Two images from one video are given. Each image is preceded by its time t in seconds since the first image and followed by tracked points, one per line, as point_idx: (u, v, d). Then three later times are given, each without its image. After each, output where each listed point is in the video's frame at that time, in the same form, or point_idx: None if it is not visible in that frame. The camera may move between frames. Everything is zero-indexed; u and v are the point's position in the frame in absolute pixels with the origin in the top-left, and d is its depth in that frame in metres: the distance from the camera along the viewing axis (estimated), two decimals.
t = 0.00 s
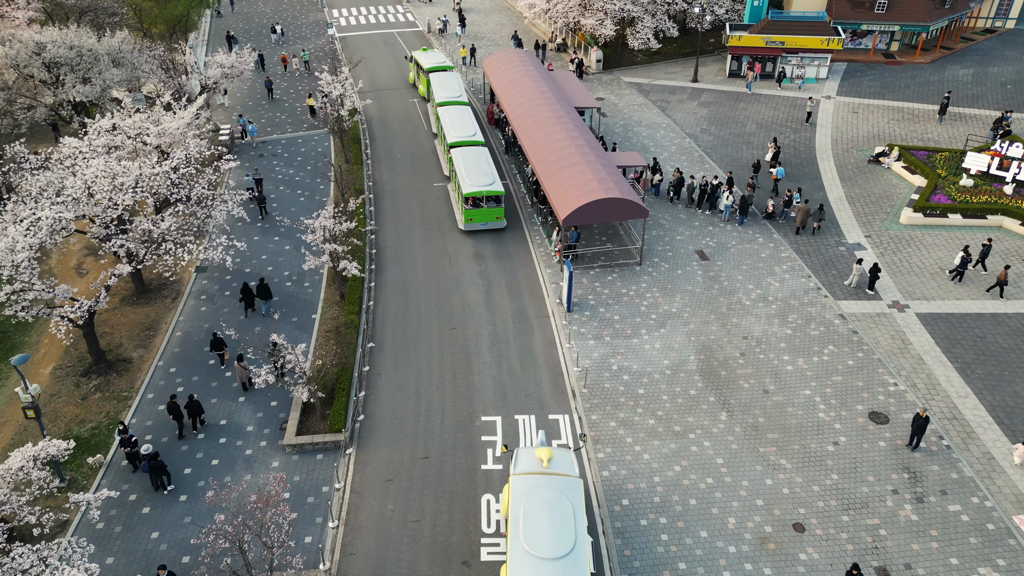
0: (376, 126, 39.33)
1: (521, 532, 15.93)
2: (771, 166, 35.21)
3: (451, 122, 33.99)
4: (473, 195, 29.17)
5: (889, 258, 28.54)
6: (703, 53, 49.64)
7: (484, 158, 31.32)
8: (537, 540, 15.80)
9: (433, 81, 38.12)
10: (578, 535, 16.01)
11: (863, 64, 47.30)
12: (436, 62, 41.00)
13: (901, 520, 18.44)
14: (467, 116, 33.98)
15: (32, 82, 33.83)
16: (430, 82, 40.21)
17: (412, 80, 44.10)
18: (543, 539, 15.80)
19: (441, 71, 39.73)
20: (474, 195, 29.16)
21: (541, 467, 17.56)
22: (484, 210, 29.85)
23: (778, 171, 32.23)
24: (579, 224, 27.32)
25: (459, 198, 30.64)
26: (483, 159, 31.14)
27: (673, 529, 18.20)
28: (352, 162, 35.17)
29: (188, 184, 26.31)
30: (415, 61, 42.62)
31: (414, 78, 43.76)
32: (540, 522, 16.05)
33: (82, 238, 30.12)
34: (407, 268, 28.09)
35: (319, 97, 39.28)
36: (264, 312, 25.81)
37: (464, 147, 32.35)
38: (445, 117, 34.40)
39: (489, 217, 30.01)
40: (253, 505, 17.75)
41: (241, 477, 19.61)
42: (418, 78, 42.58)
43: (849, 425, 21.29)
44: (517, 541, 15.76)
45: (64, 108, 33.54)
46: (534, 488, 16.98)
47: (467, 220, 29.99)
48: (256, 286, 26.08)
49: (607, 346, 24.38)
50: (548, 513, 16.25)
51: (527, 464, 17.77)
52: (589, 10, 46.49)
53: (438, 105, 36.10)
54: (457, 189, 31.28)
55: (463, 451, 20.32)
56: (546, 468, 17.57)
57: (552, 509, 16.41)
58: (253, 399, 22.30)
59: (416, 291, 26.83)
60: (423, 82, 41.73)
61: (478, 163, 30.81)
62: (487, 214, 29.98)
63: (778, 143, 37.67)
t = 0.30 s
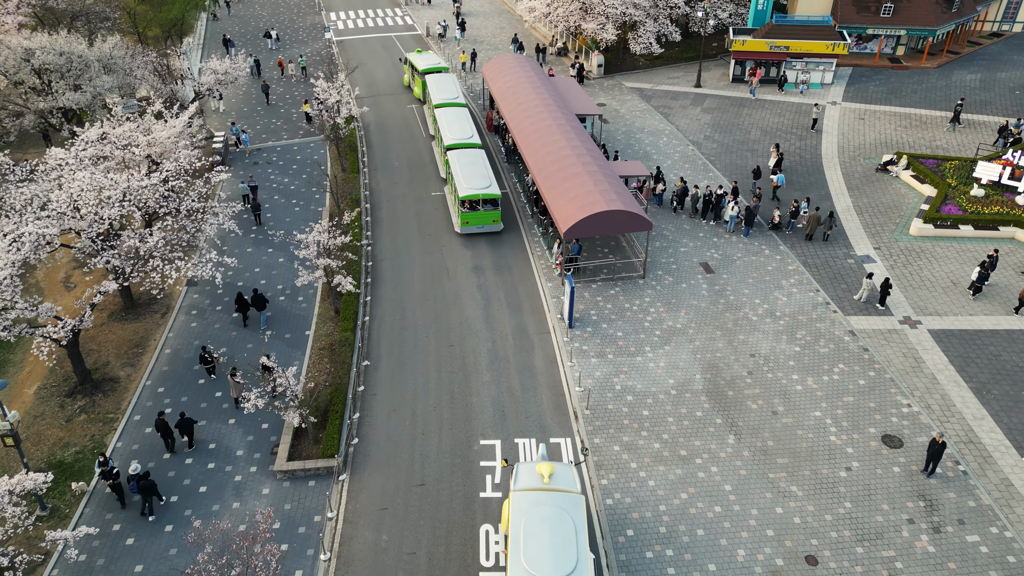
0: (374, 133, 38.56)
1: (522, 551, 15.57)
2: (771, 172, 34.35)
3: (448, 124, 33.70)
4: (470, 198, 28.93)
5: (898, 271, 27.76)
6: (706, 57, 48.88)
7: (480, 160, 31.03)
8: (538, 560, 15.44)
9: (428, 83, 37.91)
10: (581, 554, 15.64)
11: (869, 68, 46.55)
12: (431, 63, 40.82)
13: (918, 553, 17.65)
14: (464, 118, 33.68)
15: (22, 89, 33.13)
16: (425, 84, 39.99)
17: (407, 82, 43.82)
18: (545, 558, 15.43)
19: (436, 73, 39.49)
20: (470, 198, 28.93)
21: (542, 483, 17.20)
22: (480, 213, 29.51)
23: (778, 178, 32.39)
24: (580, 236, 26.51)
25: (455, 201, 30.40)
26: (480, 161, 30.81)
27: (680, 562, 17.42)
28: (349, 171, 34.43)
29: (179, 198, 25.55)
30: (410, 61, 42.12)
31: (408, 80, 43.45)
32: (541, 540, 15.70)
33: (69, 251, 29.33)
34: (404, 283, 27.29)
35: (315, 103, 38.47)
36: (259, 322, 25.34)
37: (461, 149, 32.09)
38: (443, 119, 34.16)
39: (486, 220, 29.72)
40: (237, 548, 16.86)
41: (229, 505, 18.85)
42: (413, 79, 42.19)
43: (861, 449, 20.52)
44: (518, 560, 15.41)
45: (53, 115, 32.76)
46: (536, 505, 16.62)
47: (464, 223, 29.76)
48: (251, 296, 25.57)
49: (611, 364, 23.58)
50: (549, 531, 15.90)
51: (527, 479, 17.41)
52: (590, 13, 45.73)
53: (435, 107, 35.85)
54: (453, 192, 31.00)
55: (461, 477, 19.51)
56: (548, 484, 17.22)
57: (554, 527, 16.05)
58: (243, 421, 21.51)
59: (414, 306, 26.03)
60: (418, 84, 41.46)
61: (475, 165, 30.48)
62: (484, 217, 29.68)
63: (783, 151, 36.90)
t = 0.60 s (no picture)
0: (371, 140, 37.82)
1: None
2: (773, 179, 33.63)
3: (446, 125, 33.44)
4: (466, 200, 28.79)
5: (908, 285, 27.02)
6: (709, 61, 48.15)
7: (477, 162, 30.89)
8: None
9: (425, 84, 37.61)
10: None
11: (875, 73, 45.82)
12: (426, 65, 40.56)
13: None
14: (460, 119, 33.48)
15: (12, 96, 32.74)
16: (421, 86, 39.71)
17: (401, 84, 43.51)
18: None
19: (432, 74, 39.18)
20: (466, 200, 28.78)
21: (543, 504, 16.71)
22: (476, 216, 29.46)
23: (778, 184, 31.30)
24: (582, 250, 25.74)
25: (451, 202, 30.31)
26: (476, 163, 30.64)
27: None
28: (345, 179, 33.71)
29: (169, 212, 24.82)
30: (404, 62, 41.76)
31: (403, 82, 43.13)
32: (542, 565, 15.22)
33: (54, 265, 28.49)
34: (400, 297, 26.52)
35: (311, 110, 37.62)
36: (254, 331, 24.84)
37: (457, 151, 31.85)
38: (439, 121, 33.89)
39: (482, 223, 29.65)
40: None
41: (217, 536, 18.08)
42: (408, 80, 41.92)
43: (874, 475, 19.75)
44: None
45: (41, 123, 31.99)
46: (537, 528, 16.14)
47: (460, 226, 29.67)
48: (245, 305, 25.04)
49: (614, 384, 22.81)
50: (551, 556, 15.41)
51: (528, 500, 16.92)
52: (591, 18, 45.00)
53: (432, 108, 35.59)
54: (449, 194, 30.83)
55: (458, 506, 18.73)
56: (549, 506, 16.73)
57: (555, 551, 15.57)
58: (233, 445, 20.72)
59: (410, 322, 25.26)
60: (413, 86, 41.17)
61: (472, 166, 30.32)
62: (481, 219, 29.61)
63: (789, 159, 36.15)
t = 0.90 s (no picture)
0: (368, 147, 37.13)
1: None
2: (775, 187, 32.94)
3: (442, 128, 33.03)
4: (462, 204, 28.63)
5: (920, 300, 26.24)
6: (713, 66, 47.40)
7: (474, 166, 30.69)
8: None
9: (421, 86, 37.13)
10: None
11: (881, 78, 45.06)
12: (420, 66, 40.07)
13: None
14: (457, 123, 33.17)
15: None
16: (416, 88, 39.25)
17: (397, 86, 43.07)
18: None
19: (427, 76, 38.72)
20: (463, 204, 28.64)
21: (544, 531, 15.99)
22: (473, 219, 29.25)
23: (778, 192, 31.31)
24: (585, 264, 24.97)
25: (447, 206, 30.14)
26: (473, 166, 30.51)
27: None
28: (341, 188, 32.95)
29: (158, 226, 24.07)
30: (400, 64, 41.00)
31: (398, 83, 42.74)
32: None
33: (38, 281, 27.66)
34: (397, 313, 25.75)
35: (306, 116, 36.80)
36: (245, 346, 24.08)
37: (454, 154, 31.45)
38: (436, 124, 33.43)
39: (479, 226, 29.46)
40: None
41: (203, 570, 17.31)
42: (403, 83, 41.49)
43: (889, 503, 18.97)
44: None
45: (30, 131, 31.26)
46: (537, 557, 15.42)
47: (457, 229, 29.51)
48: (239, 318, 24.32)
49: (617, 406, 22.01)
50: None
51: (529, 526, 16.20)
52: (593, 22, 44.28)
53: (429, 111, 35.05)
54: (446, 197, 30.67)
55: (456, 536, 17.95)
56: (550, 533, 16.01)
57: None
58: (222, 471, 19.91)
59: (407, 339, 24.48)
60: (408, 88, 40.70)
61: (468, 169, 30.19)
62: (477, 223, 29.47)
63: (795, 167, 35.39)
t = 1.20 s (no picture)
0: (364, 155, 36.36)
1: None
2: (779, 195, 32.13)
3: (439, 129, 32.39)
4: (458, 207, 28.09)
5: (933, 316, 25.43)
6: (716, 71, 46.62)
7: (471, 168, 30.05)
8: None
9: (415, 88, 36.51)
10: None
11: (887, 84, 44.28)
12: (415, 68, 39.37)
13: None
14: (454, 125, 32.46)
15: None
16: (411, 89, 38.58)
17: (392, 88, 42.51)
18: None
19: (421, 77, 38.08)
20: (459, 207, 28.09)
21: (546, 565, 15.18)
22: (470, 222, 28.84)
23: (778, 200, 30.80)
24: (588, 281, 24.14)
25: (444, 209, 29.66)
26: (469, 168, 29.90)
27: None
28: (336, 199, 32.17)
29: (146, 241, 23.32)
30: (394, 66, 40.42)
31: (393, 85, 42.15)
32: None
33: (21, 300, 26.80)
34: (393, 331, 24.92)
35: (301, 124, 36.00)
36: (239, 358, 23.68)
37: (451, 156, 30.82)
38: (432, 126, 32.75)
39: (476, 229, 29.01)
40: None
41: None
42: (398, 84, 40.91)
43: (906, 535, 18.16)
44: None
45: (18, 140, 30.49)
46: None
47: (453, 232, 28.99)
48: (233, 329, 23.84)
49: (622, 430, 21.19)
50: None
51: (530, 560, 15.37)
52: (594, 26, 43.51)
53: (424, 113, 34.38)
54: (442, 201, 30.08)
55: (453, 573, 17.12)
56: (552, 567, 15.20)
57: None
58: (209, 502, 19.07)
59: (404, 360, 23.65)
60: (403, 90, 40.12)
61: (464, 171, 29.60)
62: (473, 226, 28.97)
63: (801, 176, 34.60)
